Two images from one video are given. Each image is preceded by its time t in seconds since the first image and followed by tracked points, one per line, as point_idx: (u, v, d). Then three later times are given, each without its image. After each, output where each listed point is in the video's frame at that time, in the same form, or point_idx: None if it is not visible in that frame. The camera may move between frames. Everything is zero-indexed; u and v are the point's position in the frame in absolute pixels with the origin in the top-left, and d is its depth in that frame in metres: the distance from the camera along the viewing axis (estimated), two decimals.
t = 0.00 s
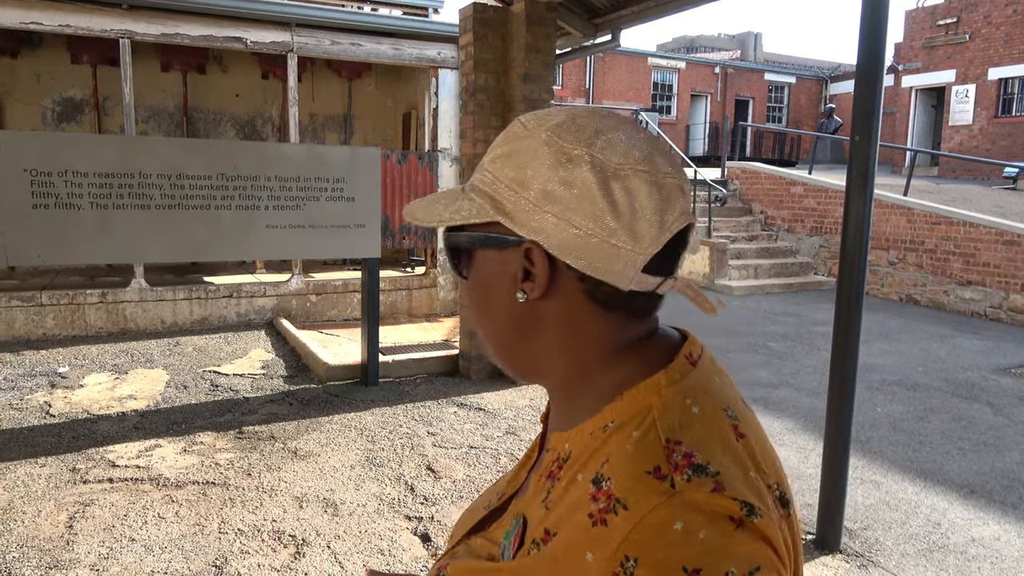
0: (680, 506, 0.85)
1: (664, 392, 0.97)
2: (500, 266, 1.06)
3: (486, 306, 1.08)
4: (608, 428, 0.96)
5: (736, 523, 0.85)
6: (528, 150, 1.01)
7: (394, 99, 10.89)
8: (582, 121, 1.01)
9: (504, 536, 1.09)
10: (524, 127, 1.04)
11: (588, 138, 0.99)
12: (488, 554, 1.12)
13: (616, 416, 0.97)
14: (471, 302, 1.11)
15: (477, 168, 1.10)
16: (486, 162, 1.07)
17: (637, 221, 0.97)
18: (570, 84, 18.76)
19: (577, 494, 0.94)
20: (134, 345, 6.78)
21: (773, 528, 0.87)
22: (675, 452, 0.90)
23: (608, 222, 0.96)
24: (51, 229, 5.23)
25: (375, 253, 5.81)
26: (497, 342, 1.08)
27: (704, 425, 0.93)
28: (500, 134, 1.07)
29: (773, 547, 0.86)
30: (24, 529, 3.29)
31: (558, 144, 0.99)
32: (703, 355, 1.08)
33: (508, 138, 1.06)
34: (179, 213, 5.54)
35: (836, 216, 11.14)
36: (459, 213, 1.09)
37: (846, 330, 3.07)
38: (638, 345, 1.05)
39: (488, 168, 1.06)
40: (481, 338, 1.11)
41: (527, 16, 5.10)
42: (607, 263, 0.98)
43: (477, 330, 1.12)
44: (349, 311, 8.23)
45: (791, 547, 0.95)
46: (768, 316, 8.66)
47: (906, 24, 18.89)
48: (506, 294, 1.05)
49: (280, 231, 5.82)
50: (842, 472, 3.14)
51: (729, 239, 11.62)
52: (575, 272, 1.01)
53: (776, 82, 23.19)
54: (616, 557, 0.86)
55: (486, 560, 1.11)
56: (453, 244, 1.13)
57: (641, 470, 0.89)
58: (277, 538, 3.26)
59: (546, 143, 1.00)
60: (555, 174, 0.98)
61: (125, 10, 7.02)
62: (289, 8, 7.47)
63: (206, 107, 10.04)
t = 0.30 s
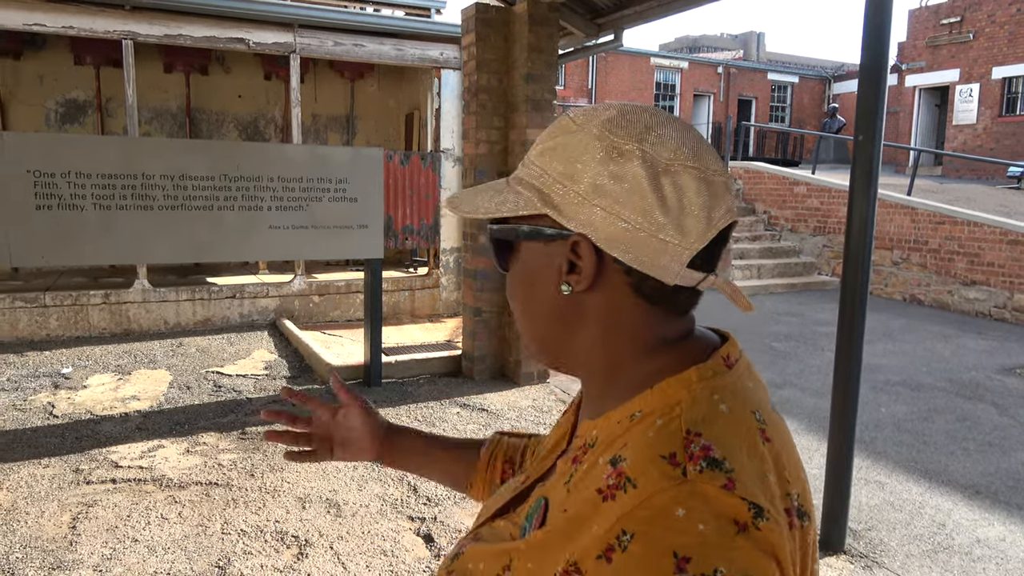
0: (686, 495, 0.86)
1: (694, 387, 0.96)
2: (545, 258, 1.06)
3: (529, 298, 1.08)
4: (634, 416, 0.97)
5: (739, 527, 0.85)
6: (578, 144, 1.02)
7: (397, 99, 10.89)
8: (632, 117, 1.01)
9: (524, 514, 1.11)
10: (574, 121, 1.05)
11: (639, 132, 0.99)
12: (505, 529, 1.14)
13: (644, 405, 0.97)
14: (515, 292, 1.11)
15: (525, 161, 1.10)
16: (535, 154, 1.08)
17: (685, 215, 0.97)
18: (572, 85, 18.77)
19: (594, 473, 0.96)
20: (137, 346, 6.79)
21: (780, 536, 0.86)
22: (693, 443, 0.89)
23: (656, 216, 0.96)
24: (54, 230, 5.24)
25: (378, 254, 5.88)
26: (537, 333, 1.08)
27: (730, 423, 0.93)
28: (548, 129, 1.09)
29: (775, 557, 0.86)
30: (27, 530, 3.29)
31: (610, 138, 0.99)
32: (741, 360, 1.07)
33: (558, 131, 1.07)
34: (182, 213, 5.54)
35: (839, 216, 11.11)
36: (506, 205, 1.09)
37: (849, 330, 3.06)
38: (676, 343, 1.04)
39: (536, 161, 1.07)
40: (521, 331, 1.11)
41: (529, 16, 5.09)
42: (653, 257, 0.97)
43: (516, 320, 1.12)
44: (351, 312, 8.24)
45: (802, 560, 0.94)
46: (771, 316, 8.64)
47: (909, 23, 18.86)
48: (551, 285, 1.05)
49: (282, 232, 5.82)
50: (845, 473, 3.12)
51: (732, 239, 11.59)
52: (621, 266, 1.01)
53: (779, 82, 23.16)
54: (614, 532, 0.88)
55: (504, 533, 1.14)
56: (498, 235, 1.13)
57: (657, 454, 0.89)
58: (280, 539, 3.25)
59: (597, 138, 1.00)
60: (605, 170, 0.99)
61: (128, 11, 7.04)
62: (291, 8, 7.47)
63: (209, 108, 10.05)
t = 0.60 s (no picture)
0: (734, 513, 0.85)
1: (715, 395, 0.97)
2: (574, 264, 1.04)
3: (552, 305, 1.07)
4: (655, 429, 0.97)
5: (787, 540, 0.85)
6: (612, 144, 1.01)
7: (399, 100, 10.90)
8: (656, 117, 1.04)
9: (538, 533, 1.10)
10: (598, 121, 1.05)
11: (670, 132, 1.01)
12: (518, 549, 1.13)
13: (664, 417, 0.97)
14: (531, 301, 1.09)
15: (542, 164, 1.08)
16: (554, 157, 1.06)
17: (719, 213, 1.00)
18: (574, 85, 18.77)
19: (626, 494, 0.95)
20: (140, 346, 6.80)
21: (823, 543, 0.87)
22: (731, 459, 0.90)
23: (698, 217, 0.97)
24: (56, 231, 5.25)
25: (380, 255, 5.88)
26: (559, 342, 1.07)
27: (758, 432, 0.94)
28: (566, 128, 1.07)
29: (820, 563, 0.87)
30: (28, 530, 3.29)
31: (645, 138, 1.00)
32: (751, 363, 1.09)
33: (581, 132, 1.05)
34: (183, 214, 5.54)
35: (842, 216, 11.10)
36: (529, 214, 1.06)
37: (852, 330, 3.04)
38: (692, 345, 1.07)
39: (561, 163, 1.05)
40: (541, 340, 1.09)
41: (532, 16, 5.08)
42: (693, 256, 0.98)
43: (528, 330, 1.10)
44: (353, 312, 8.24)
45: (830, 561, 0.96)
46: (773, 317, 8.63)
47: (912, 23, 18.83)
48: (580, 291, 1.04)
49: (284, 232, 5.82)
50: (848, 474, 3.11)
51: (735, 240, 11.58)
52: (659, 267, 1.01)
53: (782, 82, 23.14)
54: (663, 555, 0.87)
55: (519, 556, 1.11)
56: (510, 243, 1.11)
57: (697, 472, 0.89)
58: (281, 539, 3.25)
59: (632, 137, 1.00)
60: (646, 169, 0.98)
61: (130, 12, 7.04)
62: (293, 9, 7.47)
63: (211, 108, 10.06)
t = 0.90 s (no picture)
0: (769, 495, 0.88)
1: (726, 384, 1.01)
2: (603, 260, 1.06)
3: (579, 300, 1.07)
4: (669, 421, 1.00)
5: (815, 514, 0.90)
6: (648, 141, 1.04)
7: (401, 100, 10.90)
8: (678, 119, 1.09)
9: (551, 535, 1.09)
10: (630, 117, 1.06)
11: (695, 134, 1.07)
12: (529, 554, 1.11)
13: (678, 409, 1.00)
14: (554, 295, 1.08)
15: (576, 154, 1.08)
16: (589, 148, 1.07)
17: (731, 214, 1.08)
18: (576, 85, 18.75)
19: (652, 488, 0.96)
20: (142, 346, 6.80)
21: (839, 515, 0.94)
22: (755, 444, 0.93)
23: (719, 217, 1.04)
24: (57, 232, 5.25)
25: (382, 254, 5.87)
26: (583, 335, 1.08)
27: (766, 417, 1.00)
28: (595, 120, 1.09)
29: (840, 533, 0.93)
30: (30, 531, 3.29)
31: (678, 140, 1.04)
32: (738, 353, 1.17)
33: (616, 125, 1.07)
34: (185, 215, 5.55)
35: (845, 216, 11.08)
36: (569, 203, 1.06)
37: (855, 329, 3.03)
38: (689, 338, 1.14)
39: (599, 154, 1.05)
40: (565, 335, 1.09)
41: (534, 16, 5.08)
42: (710, 250, 1.06)
43: (547, 324, 1.09)
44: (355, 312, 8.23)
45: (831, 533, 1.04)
46: (776, 317, 8.61)
47: (914, 23, 18.79)
48: (609, 286, 1.06)
49: (286, 233, 5.82)
50: (852, 475, 3.10)
51: (737, 239, 11.56)
52: (680, 262, 1.07)
53: (784, 82, 23.11)
54: (706, 547, 0.88)
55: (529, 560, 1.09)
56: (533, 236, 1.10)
57: (725, 459, 0.92)
58: (283, 540, 3.25)
59: (666, 136, 1.04)
60: (681, 168, 1.03)
61: (132, 13, 7.05)
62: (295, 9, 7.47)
63: (212, 108, 10.07)
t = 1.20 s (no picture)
0: (766, 453, 0.91)
1: (717, 360, 1.05)
2: (595, 251, 1.06)
3: (574, 292, 1.07)
4: (665, 396, 1.04)
5: (810, 471, 0.93)
6: (633, 139, 1.06)
7: (403, 100, 10.90)
8: (659, 123, 1.12)
9: (552, 512, 1.12)
10: (613, 118, 1.09)
11: (675, 135, 1.10)
12: (532, 531, 1.14)
13: (672, 384, 1.04)
14: (549, 287, 1.08)
15: (565, 152, 1.10)
16: (578, 147, 1.09)
17: (711, 211, 1.10)
18: (579, 85, 18.74)
19: (652, 457, 0.99)
20: (144, 346, 6.80)
21: (832, 475, 0.97)
22: (749, 408, 0.97)
23: (700, 212, 1.06)
24: (60, 231, 5.26)
25: (383, 255, 5.86)
26: (577, 327, 1.08)
27: (757, 387, 1.03)
28: (583, 123, 1.11)
29: (834, 491, 0.96)
30: (32, 530, 3.29)
31: (660, 139, 1.07)
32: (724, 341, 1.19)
33: (600, 125, 1.09)
34: (187, 214, 5.56)
35: (847, 217, 11.07)
36: (561, 197, 1.07)
37: (857, 330, 3.02)
38: (679, 326, 1.15)
39: (588, 152, 1.07)
40: (560, 327, 1.09)
41: (535, 16, 5.08)
42: (692, 242, 1.08)
43: (544, 317, 1.09)
44: (357, 312, 8.23)
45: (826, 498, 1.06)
46: (777, 318, 8.60)
47: (917, 23, 18.75)
48: (602, 277, 1.06)
49: (287, 232, 5.82)
50: (854, 476, 3.10)
51: (738, 240, 11.56)
52: (666, 254, 1.08)
53: (786, 83, 23.08)
54: (707, 507, 0.91)
55: (534, 536, 1.13)
56: (527, 229, 1.09)
57: (722, 423, 0.95)
58: (285, 539, 3.25)
59: (648, 135, 1.07)
60: (665, 165, 1.05)
61: (134, 12, 7.06)
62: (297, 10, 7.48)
63: (215, 108, 10.08)
